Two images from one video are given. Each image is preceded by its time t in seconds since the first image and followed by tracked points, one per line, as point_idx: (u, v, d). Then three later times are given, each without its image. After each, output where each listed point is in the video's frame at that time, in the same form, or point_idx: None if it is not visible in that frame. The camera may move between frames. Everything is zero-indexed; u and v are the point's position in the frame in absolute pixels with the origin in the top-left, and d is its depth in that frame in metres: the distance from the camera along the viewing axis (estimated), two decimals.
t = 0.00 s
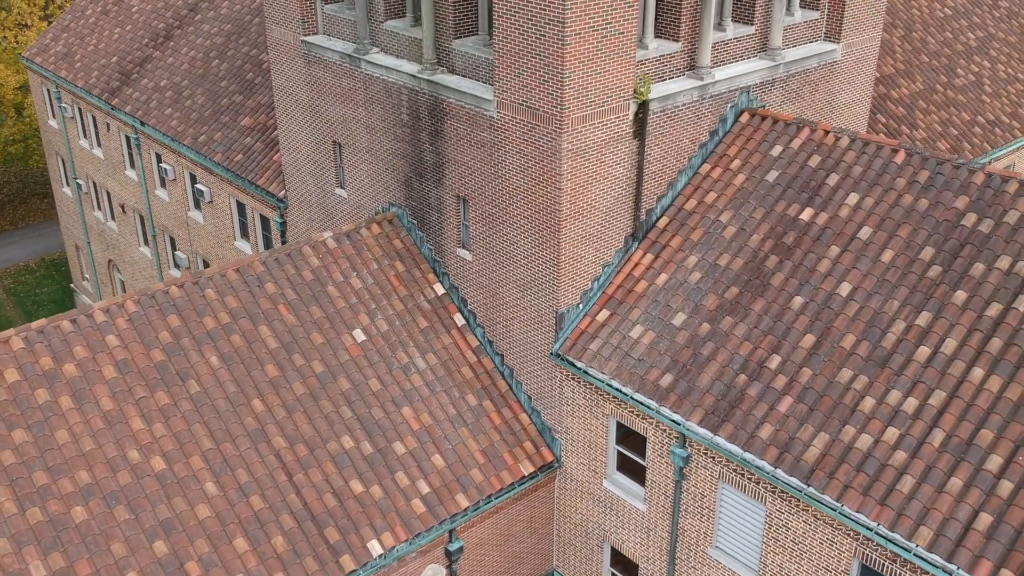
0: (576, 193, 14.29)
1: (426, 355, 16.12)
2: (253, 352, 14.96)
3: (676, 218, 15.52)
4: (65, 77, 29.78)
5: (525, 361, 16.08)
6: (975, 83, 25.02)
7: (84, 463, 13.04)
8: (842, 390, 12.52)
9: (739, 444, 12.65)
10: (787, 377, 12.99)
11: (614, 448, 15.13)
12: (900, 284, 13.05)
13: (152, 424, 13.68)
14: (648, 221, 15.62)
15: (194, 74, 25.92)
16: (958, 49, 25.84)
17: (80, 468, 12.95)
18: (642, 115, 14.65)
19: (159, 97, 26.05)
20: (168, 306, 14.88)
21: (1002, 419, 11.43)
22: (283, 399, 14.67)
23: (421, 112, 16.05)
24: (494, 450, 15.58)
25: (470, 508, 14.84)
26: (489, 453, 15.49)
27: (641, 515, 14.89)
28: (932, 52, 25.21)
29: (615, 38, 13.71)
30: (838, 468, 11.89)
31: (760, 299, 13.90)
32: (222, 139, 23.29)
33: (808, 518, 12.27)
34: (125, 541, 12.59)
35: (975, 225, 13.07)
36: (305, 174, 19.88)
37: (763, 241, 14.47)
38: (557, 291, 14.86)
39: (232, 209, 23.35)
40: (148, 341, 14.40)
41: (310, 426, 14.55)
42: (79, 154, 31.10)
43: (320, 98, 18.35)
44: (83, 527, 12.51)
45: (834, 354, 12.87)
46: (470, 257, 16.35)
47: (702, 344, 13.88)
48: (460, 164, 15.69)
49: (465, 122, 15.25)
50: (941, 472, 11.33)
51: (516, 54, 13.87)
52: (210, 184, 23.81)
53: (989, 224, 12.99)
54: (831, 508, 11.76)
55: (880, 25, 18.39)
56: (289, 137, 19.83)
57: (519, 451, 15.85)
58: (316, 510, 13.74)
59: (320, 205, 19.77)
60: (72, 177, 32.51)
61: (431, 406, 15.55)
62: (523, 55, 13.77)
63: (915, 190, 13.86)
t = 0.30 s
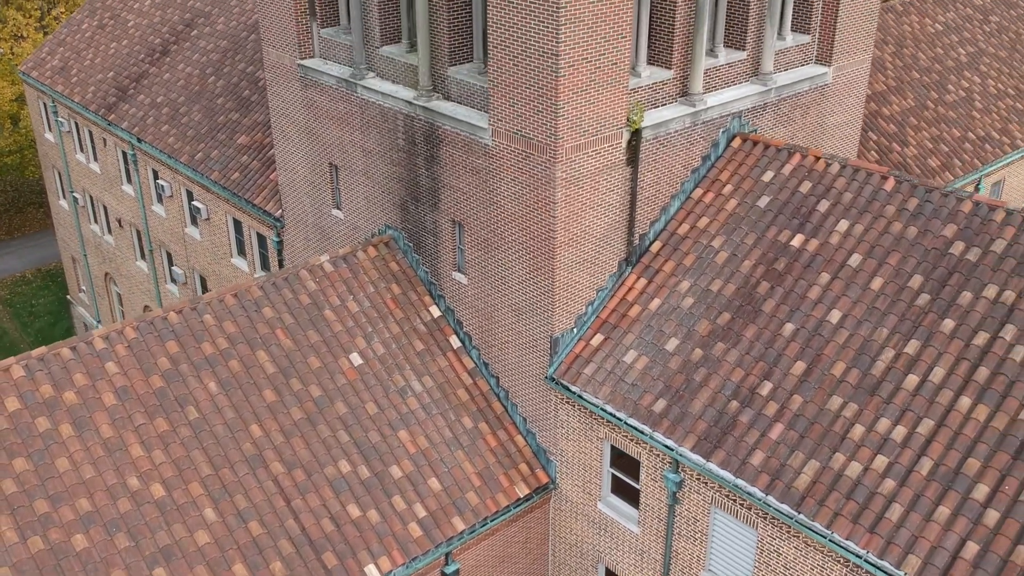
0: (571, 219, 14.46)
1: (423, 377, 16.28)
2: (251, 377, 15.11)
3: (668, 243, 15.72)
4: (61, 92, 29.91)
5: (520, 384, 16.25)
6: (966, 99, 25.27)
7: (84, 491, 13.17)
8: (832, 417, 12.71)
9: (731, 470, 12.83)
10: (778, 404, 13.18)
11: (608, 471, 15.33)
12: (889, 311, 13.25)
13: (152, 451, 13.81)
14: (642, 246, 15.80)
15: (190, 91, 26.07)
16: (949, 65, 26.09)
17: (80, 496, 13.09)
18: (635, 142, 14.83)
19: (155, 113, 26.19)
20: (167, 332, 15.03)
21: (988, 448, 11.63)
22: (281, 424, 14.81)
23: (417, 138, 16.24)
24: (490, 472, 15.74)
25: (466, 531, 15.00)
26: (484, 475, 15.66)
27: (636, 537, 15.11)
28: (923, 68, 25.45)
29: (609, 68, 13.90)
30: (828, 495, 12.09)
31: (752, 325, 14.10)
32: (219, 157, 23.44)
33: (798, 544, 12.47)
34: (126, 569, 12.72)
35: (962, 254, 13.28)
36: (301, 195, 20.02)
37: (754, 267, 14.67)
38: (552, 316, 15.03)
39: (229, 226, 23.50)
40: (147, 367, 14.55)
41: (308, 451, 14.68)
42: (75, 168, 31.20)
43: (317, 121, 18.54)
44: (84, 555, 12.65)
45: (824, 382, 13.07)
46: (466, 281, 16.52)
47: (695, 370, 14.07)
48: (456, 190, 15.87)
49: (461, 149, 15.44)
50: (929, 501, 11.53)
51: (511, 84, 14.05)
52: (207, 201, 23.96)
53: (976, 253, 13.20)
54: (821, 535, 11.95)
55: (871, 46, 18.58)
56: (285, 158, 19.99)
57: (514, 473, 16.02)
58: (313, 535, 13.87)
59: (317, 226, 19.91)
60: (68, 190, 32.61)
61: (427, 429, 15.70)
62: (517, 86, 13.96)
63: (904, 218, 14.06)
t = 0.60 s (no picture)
0: (564, 247, 14.63)
1: (418, 401, 16.43)
2: (249, 403, 15.24)
3: (661, 267, 15.91)
4: (57, 107, 30.03)
5: (515, 407, 16.42)
6: (956, 115, 25.52)
7: (84, 519, 13.29)
8: (823, 445, 12.90)
9: (724, 497, 13.00)
10: (770, 432, 13.36)
11: (602, 494, 15.53)
12: (878, 340, 13.46)
13: (151, 478, 13.93)
14: (635, 271, 15.98)
15: (186, 108, 26.21)
16: (940, 81, 26.34)
17: (81, 524, 13.21)
18: (627, 170, 15.02)
19: (152, 130, 26.32)
20: (165, 358, 15.17)
21: (976, 478, 11.82)
22: (278, 449, 14.92)
23: (413, 164, 16.41)
24: (485, 495, 15.90)
25: (462, 555, 15.11)
26: (480, 498, 15.81)
27: (630, 560, 15.36)
28: (914, 85, 25.70)
29: (602, 99, 14.08)
30: (819, 523, 12.28)
31: (743, 351, 14.28)
32: (215, 176, 23.58)
33: (789, 570, 12.66)
34: None
35: (950, 282, 13.49)
36: (298, 216, 20.17)
37: (746, 293, 14.87)
38: (547, 341, 15.20)
39: (226, 245, 23.65)
40: (145, 394, 14.69)
41: (305, 476, 14.79)
42: (72, 182, 31.32)
43: (313, 144, 18.70)
44: None
45: (815, 409, 13.26)
46: (461, 305, 16.69)
47: (687, 396, 14.24)
48: (451, 216, 16.04)
49: (456, 176, 15.61)
50: (917, 529, 11.72)
51: (505, 115, 14.22)
52: (204, 220, 24.12)
53: (964, 282, 13.41)
54: (812, 563, 12.14)
55: (862, 68, 18.77)
56: (282, 179, 20.15)
57: (509, 496, 16.19)
58: (311, 560, 13.99)
59: (313, 246, 20.06)
60: (65, 204, 32.73)
61: (424, 453, 15.83)
62: (512, 116, 14.13)
63: (894, 246, 14.27)
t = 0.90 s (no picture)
0: (560, 274, 14.82)
1: (416, 423, 16.58)
2: (248, 428, 15.37)
3: (656, 291, 16.10)
4: (55, 121, 30.16)
5: (512, 429, 16.59)
6: (949, 131, 25.75)
7: (86, 546, 13.40)
8: (815, 472, 13.07)
9: (718, 523, 13.17)
10: (763, 458, 13.53)
11: (598, 516, 15.73)
12: (870, 366, 13.65)
13: (152, 504, 14.05)
14: (630, 295, 16.15)
15: (184, 124, 26.36)
16: (932, 97, 26.56)
17: (83, 551, 13.32)
18: (622, 197, 15.21)
19: (150, 146, 26.46)
20: (166, 384, 15.31)
21: (965, 506, 11.98)
22: (278, 474, 15.04)
23: (410, 189, 16.59)
24: (483, 517, 16.05)
25: None
26: (477, 520, 15.95)
27: None
28: (906, 101, 25.91)
29: (597, 129, 14.27)
30: (811, 550, 12.45)
31: (737, 377, 14.46)
32: (214, 193, 23.72)
33: None
34: None
35: (940, 310, 13.69)
36: (296, 236, 20.33)
37: (740, 318, 15.05)
38: (543, 366, 15.37)
39: (224, 262, 23.78)
40: (146, 420, 14.83)
41: (305, 500, 14.91)
42: (69, 196, 31.44)
43: (311, 167, 18.87)
44: None
45: (808, 436, 13.44)
46: (458, 328, 16.87)
47: (682, 422, 14.41)
48: (448, 240, 16.22)
49: (453, 202, 15.80)
50: (909, 557, 11.88)
51: (502, 144, 14.41)
52: (202, 237, 24.28)
53: (954, 310, 13.61)
54: None
55: (854, 90, 18.97)
56: (280, 200, 20.31)
57: (507, 518, 16.36)
58: None
59: (311, 266, 20.22)
60: (62, 217, 32.85)
61: (421, 476, 15.97)
62: (508, 145, 14.33)
63: (885, 273, 14.47)
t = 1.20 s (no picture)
0: (556, 300, 14.99)
1: (414, 445, 16.74)
2: (248, 451, 15.50)
3: (651, 315, 16.28)
4: (53, 136, 30.29)
5: (509, 451, 16.77)
6: (941, 147, 25.98)
7: (88, 571, 13.51)
8: (808, 497, 13.26)
9: (712, 548, 13.35)
10: (756, 483, 13.72)
11: (594, 538, 15.92)
12: (861, 393, 13.86)
13: (153, 529, 14.15)
14: (625, 318, 16.33)
15: (182, 140, 26.52)
16: (925, 112, 26.80)
17: None
18: (617, 223, 15.40)
19: (147, 162, 26.62)
20: (166, 409, 15.46)
21: (954, 533, 12.16)
22: (277, 497, 15.16)
23: (407, 213, 16.77)
24: (480, 538, 16.21)
25: None
26: (474, 542, 16.11)
27: None
28: (899, 116, 26.14)
29: (592, 158, 14.46)
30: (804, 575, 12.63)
31: (731, 402, 14.66)
32: (212, 211, 23.88)
33: None
34: None
35: (930, 337, 13.90)
36: (294, 255, 20.50)
37: (733, 343, 15.25)
38: (540, 390, 15.55)
39: (222, 279, 23.91)
40: (147, 445, 14.97)
41: (304, 524, 15.01)
42: (67, 209, 31.57)
43: (309, 188, 19.05)
44: None
45: (800, 461, 13.63)
46: (455, 350, 17.05)
47: (677, 446, 14.60)
48: (445, 264, 16.41)
49: (450, 227, 15.99)
50: None
51: (499, 172, 14.60)
52: (200, 253, 24.43)
53: (943, 336, 13.82)
54: None
55: (846, 112, 19.19)
56: (278, 220, 20.47)
57: (503, 539, 16.53)
58: None
59: (309, 285, 20.39)
60: (60, 229, 32.96)
61: (419, 497, 16.11)
62: (504, 174, 14.52)
63: (876, 299, 14.68)
